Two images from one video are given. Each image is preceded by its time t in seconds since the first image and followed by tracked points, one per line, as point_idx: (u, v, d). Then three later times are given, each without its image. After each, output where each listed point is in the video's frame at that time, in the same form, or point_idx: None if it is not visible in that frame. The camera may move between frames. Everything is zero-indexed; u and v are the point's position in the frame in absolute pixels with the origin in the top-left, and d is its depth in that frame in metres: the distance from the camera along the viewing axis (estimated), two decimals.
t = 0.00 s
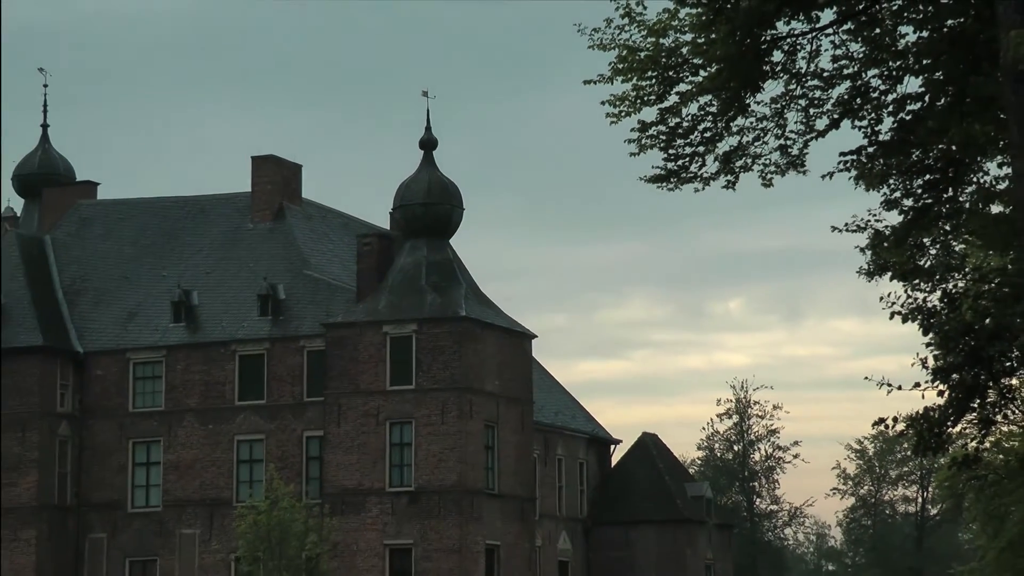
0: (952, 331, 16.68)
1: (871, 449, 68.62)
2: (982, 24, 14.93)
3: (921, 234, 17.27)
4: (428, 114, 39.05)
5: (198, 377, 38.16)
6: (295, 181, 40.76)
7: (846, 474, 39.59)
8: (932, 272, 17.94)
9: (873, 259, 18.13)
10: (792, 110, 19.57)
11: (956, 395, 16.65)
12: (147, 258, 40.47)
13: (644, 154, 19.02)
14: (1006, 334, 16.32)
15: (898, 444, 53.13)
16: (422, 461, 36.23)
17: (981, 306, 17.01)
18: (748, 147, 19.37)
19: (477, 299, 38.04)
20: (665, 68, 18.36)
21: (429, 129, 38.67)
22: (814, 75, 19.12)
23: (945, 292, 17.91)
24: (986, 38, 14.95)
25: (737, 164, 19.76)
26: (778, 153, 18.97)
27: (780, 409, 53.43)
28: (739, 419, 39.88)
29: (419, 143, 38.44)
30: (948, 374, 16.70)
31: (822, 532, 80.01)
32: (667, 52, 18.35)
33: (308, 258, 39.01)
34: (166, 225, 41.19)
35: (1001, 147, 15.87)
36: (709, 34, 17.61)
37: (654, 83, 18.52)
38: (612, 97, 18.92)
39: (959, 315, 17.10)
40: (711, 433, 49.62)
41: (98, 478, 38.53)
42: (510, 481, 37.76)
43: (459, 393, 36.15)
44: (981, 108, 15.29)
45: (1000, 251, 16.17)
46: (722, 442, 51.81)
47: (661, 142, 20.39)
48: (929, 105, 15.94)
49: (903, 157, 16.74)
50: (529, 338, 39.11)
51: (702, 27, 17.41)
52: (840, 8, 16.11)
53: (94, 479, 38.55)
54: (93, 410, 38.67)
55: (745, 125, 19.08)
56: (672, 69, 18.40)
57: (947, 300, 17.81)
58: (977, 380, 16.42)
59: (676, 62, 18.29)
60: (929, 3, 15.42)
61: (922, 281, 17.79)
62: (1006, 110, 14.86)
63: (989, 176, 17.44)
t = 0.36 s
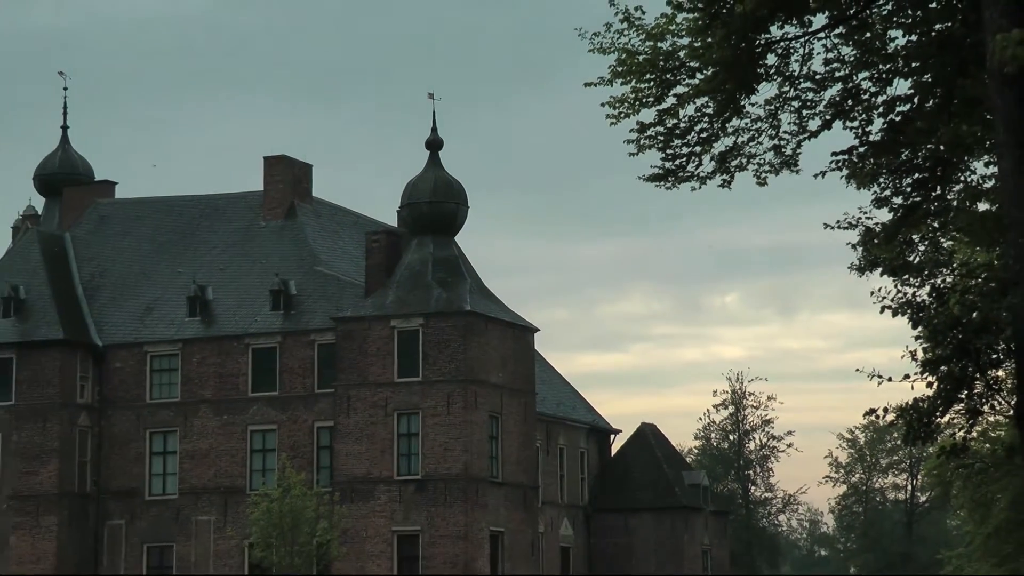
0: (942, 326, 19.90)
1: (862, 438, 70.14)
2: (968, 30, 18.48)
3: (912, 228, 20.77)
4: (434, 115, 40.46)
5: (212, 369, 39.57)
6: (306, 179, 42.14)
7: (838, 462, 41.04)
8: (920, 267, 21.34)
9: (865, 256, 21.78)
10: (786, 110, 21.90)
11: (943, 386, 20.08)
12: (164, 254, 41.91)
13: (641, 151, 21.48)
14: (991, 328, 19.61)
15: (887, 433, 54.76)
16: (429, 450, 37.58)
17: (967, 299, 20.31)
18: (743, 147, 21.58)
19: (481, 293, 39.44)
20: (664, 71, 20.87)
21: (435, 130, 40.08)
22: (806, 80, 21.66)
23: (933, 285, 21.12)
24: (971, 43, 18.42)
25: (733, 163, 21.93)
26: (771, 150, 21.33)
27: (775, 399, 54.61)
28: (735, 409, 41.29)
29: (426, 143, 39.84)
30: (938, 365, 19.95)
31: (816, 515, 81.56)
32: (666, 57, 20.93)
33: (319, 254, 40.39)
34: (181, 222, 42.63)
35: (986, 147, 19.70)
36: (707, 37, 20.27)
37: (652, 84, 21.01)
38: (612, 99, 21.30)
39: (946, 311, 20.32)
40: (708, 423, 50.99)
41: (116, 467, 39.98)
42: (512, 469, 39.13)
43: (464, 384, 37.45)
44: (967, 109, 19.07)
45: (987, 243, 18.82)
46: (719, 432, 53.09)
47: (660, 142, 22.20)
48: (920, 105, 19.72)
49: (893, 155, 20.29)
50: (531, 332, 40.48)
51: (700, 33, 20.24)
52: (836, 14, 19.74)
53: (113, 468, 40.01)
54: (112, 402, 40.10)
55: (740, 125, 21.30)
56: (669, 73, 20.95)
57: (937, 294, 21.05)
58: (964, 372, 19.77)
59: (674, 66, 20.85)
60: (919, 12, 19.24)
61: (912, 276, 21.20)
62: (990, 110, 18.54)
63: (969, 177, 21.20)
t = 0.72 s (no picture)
0: (931, 319, 22.53)
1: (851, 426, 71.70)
2: (956, 33, 21.07)
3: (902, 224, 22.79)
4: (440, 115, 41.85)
5: (226, 360, 41.00)
6: (316, 177, 43.58)
7: (830, 450, 42.47)
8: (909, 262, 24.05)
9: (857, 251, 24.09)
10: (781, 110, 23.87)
11: (933, 376, 22.69)
12: (179, 249, 43.37)
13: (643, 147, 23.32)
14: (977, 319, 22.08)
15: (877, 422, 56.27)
16: (435, 438, 39.03)
17: (954, 295, 23.00)
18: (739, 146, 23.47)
19: (486, 286, 40.84)
20: (663, 72, 22.93)
21: (441, 129, 41.46)
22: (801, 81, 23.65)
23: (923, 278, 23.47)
24: (959, 44, 20.97)
25: (729, 160, 23.74)
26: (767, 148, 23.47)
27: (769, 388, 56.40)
28: (730, 399, 42.73)
29: (433, 142, 41.23)
30: (927, 356, 22.66)
31: (808, 498, 83.12)
32: (664, 58, 22.97)
33: (329, 249, 41.80)
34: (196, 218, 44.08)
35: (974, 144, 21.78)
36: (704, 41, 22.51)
37: (651, 84, 23.07)
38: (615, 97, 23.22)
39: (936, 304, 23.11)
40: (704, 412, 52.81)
41: (133, 454, 41.42)
42: (516, 456, 40.59)
43: (470, 374, 38.84)
44: (955, 108, 21.36)
45: (974, 237, 21.30)
46: (715, 421, 55.09)
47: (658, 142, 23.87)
48: (909, 105, 22.03)
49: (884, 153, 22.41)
50: (534, 323, 41.89)
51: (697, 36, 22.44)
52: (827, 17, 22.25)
53: (130, 455, 41.44)
54: (129, 391, 41.53)
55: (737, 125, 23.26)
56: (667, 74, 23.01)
57: (925, 289, 23.62)
58: (952, 362, 22.51)
59: (671, 66, 22.89)
60: (909, 14, 21.77)
61: (902, 270, 23.65)
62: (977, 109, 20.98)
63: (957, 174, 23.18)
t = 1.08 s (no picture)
0: (916, 309, 19.87)
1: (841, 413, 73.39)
2: (945, 32, 18.41)
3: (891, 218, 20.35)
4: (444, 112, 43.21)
5: (236, 348, 42.41)
6: (323, 172, 45.01)
7: (820, 437, 43.89)
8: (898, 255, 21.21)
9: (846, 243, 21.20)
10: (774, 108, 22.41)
11: (918, 364, 19.83)
12: (190, 241, 44.78)
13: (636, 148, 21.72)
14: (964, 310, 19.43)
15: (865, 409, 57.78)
16: (438, 424, 40.43)
17: (942, 286, 20.09)
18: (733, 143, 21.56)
19: (487, 278, 42.24)
20: (659, 71, 20.92)
21: (444, 126, 42.82)
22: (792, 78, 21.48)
23: (909, 272, 21.12)
24: (946, 44, 18.35)
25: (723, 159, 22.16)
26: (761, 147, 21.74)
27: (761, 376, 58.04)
28: (723, 387, 44.20)
29: (437, 138, 42.61)
30: (912, 346, 19.87)
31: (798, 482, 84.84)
32: (661, 57, 21.00)
33: (336, 242, 43.18)
34: (207, 211, 45.52)
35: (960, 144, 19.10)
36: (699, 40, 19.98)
37: (647, 84, 21.09)
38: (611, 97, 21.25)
39: (924, 295, 20.21)
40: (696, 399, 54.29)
41: (146, 439, 42.84)
42: (515, 442, 42.04)
43: (471, 363, 40.25)
44: (942, 106, 18.70)
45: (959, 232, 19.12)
46: (708, 408, 56.33)
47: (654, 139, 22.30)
48: (897, 104, 19.55)
49: (873, 150, 20.01)
50: (533, 314, 43.32)
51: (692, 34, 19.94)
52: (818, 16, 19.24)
53: (143, 440, 42.86)
54: (142, 378, 42.95)
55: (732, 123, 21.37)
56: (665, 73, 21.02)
57: (913, 280, 20.93)
58: (937, 352, 19.59)
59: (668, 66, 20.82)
60: (898, 14, 19.06)
61: (891, 263, 21.02)
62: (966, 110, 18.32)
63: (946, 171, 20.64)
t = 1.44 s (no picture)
0: (900, 301, 19.88)
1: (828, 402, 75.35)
2: (928, 33, 18.75)
3: (876, 213, 21.10)
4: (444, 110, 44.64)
5: (243, 338, 43.83)
6: (328, 168, 46.49)
7: (808, 424, 45.32)
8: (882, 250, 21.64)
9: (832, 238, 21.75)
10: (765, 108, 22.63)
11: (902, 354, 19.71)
12: (199, 235, 46.24)
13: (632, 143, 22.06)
14: (947, 302, 19.62)
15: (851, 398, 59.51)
16: (438, 412, 41.78)
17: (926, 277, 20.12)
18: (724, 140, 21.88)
19: (487, 271, 43.65)
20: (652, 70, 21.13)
21: (445, 123, 44.26)
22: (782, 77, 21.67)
23: (895, 265, 21.49)
24: (930, 45, 18.77)
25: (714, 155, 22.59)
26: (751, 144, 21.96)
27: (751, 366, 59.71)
28: (715, 376, 45.67)
29: (437, 135, 44.05)
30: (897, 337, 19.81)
31: (785, 471, 86.87)
32: (655, 57, 21.68)
33: (340, 235, 44.61)
34: (216, 205, 46.99)
35: (942, 139, 19.87)
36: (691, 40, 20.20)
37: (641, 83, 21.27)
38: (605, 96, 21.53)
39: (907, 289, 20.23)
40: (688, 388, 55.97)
41: (156, 426, 44.28)
42: (513, 429, 43.45)
43: (471, 353, 41.60)
44: (927, 104, 19.32)
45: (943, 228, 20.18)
46: (700, 396, 58.14)
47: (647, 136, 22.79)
48: (884, 101, 19.88)
49: (860, 146, 20.48)
50: (531, 305, 44.74)
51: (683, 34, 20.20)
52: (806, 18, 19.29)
53: (153, 427, 44.29)
54: (152, 367, 44.39)
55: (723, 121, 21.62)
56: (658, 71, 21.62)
57: (898, 274, 21.33)
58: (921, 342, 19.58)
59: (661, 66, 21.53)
60: (884, 15, 19.22)
61: (876, 256, 21.42)
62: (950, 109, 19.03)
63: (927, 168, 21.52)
